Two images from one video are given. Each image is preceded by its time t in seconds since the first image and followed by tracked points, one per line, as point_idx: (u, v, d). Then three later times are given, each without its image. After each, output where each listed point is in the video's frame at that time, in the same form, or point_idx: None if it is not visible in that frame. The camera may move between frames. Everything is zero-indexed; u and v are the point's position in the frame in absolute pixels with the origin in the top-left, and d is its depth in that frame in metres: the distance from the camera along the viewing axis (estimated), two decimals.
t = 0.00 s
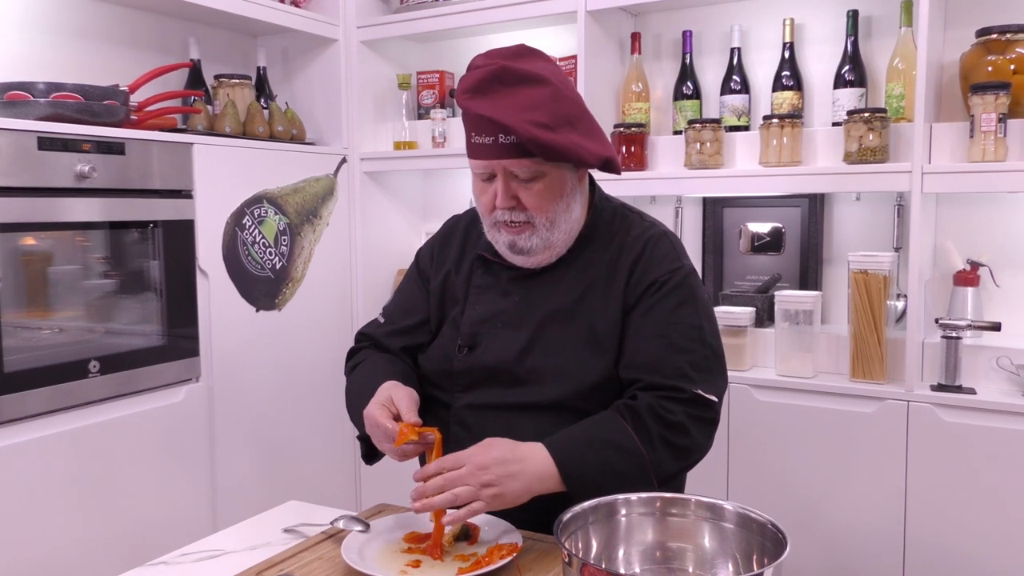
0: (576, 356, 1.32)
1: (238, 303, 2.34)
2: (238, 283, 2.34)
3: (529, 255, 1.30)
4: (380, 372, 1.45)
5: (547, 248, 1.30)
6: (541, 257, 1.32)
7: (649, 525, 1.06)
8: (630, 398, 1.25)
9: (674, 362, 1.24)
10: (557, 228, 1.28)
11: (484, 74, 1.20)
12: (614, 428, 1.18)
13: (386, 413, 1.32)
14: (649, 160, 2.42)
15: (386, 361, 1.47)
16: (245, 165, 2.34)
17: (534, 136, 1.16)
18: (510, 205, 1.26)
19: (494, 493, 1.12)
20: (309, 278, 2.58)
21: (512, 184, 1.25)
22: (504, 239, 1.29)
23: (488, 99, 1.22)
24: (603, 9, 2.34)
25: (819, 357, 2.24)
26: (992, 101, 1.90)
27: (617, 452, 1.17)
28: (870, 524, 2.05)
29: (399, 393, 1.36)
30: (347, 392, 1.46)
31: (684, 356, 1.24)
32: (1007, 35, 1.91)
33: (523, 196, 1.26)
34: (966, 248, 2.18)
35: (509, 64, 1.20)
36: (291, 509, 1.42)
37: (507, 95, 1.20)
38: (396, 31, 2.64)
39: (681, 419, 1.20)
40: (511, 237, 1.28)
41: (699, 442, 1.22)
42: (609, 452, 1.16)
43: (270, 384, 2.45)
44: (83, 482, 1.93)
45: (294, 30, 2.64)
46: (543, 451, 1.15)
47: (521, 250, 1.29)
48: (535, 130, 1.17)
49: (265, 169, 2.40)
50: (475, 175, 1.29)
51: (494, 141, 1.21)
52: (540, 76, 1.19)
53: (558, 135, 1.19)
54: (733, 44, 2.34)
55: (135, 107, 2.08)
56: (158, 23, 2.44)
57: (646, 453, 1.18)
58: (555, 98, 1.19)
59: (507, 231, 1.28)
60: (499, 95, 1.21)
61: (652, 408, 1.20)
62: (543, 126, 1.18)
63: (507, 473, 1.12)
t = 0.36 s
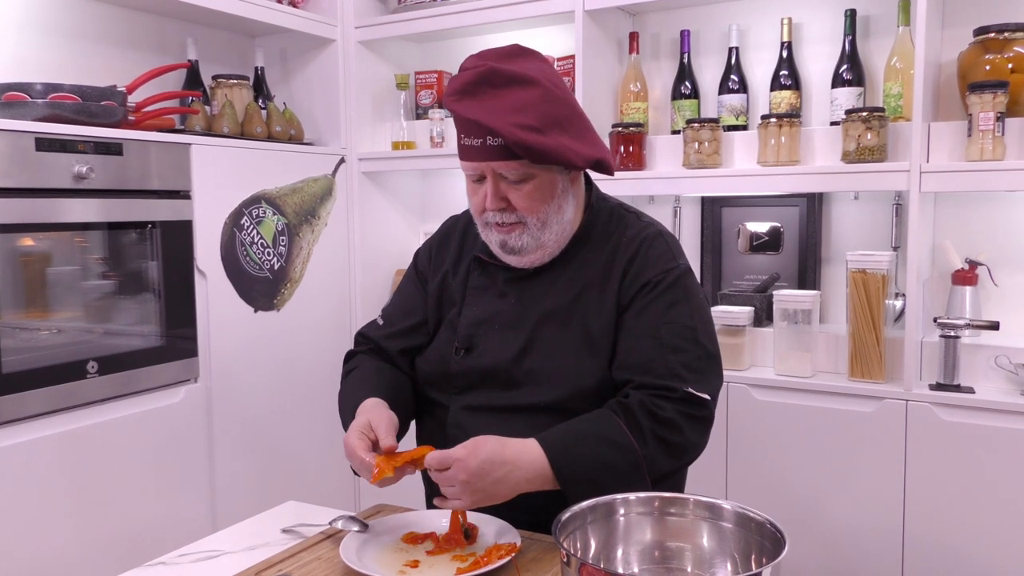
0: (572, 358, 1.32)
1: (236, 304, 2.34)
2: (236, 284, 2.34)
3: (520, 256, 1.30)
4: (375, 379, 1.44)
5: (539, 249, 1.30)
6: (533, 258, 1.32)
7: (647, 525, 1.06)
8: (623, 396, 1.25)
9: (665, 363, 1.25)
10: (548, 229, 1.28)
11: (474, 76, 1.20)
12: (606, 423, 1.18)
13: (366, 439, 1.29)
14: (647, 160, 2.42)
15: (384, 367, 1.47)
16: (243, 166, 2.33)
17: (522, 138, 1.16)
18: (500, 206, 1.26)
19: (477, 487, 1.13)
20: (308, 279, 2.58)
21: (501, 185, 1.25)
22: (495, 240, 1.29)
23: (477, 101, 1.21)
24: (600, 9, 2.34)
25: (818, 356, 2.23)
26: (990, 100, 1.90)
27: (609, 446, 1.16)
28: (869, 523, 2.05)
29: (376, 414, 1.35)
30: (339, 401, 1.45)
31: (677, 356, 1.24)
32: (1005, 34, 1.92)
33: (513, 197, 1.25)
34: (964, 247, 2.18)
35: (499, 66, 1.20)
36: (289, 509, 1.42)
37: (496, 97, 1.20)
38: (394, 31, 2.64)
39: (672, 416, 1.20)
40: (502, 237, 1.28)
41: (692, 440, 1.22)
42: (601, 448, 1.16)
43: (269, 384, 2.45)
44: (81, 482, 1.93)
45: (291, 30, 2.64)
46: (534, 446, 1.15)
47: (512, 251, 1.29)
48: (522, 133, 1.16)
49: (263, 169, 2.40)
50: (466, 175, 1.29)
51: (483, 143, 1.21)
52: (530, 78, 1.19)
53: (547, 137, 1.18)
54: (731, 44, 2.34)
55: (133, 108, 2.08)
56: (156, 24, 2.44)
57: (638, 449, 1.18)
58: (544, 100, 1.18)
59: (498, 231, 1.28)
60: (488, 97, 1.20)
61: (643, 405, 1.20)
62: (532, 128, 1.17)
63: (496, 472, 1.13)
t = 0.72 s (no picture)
0: (568, 358, 1.32)
1: (235, 304, 2.34)
2: (235, 284, 2.34)
3: (508, 256, 1.31)
4: (378, 392, 1.44)
5: (527, 249, 1.30)
6: (521, 258, 1.32)
7: (645, 524, 1.06)
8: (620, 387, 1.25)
9: (663, 357, 1.24)
10: (535, 229, 1.28)
11: (453, 78, 1.20)
12: (602, 411, 1.19)
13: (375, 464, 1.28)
14: (646, 160, 2.42)
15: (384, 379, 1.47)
16: (241, 165, 2.33)
17: (502, 139, 1.16)
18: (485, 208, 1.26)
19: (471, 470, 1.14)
20: (307, 278, 2.58)
21: (486, 187, 1.25)
22: (483, 241, 1.30)
23: (457, 103, 1.21)
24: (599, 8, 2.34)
25: (817, 356, 2.23)
26: (988, 98, 1.90)
27: (607, 434, 1.17)
28: (868, 522, 2.05)
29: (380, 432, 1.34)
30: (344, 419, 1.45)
31: (673, 350, 1.24)
32: (1003, 33, 1.92)
33: (498, 199, 1.25)
34: (963, 246, 2.18)
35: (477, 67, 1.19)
36: (288, 509, 1.42)
37: (475, 99, 1.20)
38: (393, 30, 2.64)
39: (668, 406, 1.20)
40: (490, 239, 1.29)
41: (688, 432, 1.22)
42: (598, 434, 1.17)
43: (268, 384, 2.45)
44: (80, 482, 1.93)
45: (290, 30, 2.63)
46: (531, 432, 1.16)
47: (500, 252, 1.30)
48: (502, 133, 1.16)
49: (262, 169, 2.40)
50: (452, 178, 1.29)
51: (465, 145, 1.21)
52: (508, 78, 1.18)
53: (527, 137, 1.18)
54: (729, 43, 2.34)
55: (132, 107, 2.08)
56: (154, 23, 2.44)
57: (636, 438, 1.19)
58: (523, 99, 1.18)
59: (485, 233, 1.29)
60: (468, 99, 1.20)
61: (640, 395, 1.21)
62: (511, 129, 1.17)
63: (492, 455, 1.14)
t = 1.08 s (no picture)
0: (568, 359, 1.31)
1: (234, 304, 2.34)
2: (235, 284, 2.34)
3: (510, 261, 1.31)
4: (381, 395, 1.44)
5: (527, 252, 1.30)
6: (522, 262, 1.32)
7: (644, 524, 1.06)
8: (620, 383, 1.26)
9: (663, 356, 1.24)
10: (534, 232, 1.28)
11: (446, 84, 1.20)
12: (600, 404, 1.19)
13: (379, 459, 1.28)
14: (646, 159, 2.42)
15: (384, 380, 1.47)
16: (240, 165, 2.33)
17: (497, 144, 1.16)
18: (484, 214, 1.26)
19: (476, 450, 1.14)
20: (306, 278, 2.58)
21: (484, 191, 1.26)
22: (484, 248, 1.29)
23: (451, 108, 1.21)
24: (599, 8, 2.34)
25: (816, 356, 2.23)
26: (988, 98, 1.90)
27: (605, 427, 1.18)
28: (868, 522, 2.05)
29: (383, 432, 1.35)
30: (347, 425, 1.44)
31: (673, 349, 1.24)
32: (1003, 33, 1.92)
33: (496, 202, 1.26)
34: (963, 246, 2.18)
35: (470, 71, 1.19)
36: (288, 509, 1.42)
37: (469, 104, 1.20)
38: (393, 30, 2.64)
39: (669, 403, 1.20)
40: (490, 244, 1.28)
41: (688, 430, 1.22)
42: (595, 427, 1.17)
43: (267, 384, 2.45)
44: (80, 482, 1.93)
45: (289, 30, 2.63)
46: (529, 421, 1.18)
47: (501, 257, 1.30)
48: (497, 139, 1.16)
49: (261, 169, 2.40)
50: (450, 186, 1.29)
51: (461, 150, 1.21)
52: (502, 82, 1.18)
53: (523, 140, 1.18)
54: (729, 43, 2.34)
55: (132, 107, 2.08)
56: (154, 23, 2.44)
57: (634, 432, 1.19)
58: (518, 102, 1.18)
59: (485, 239, 1.29)
60: (462, 104, 1.20)
61: (640, 390, 1.21)
62: (506, 133, 1.17)
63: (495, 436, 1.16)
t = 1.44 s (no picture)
0: (570, 360, 1.31)
1: (233, 304, 2.34)
2: (234, 284, 2.34)
3: (513, 262, 1.31)
4: (384, 391, 1.44)
5: (532, 255, 1.30)
6: (526, 264, 1.32)
7: (643, 524, 1.06)
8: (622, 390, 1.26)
9: (665, 362, 1.24)
10: (540, 235, 1.28)
11: (457, 86, 1.19)
12: (599, 413, 1.20)
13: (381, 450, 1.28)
14: (645, 159, 2.42)
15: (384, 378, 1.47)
16: (239, 165, 2.33)
17: (507, 148, 1.15)
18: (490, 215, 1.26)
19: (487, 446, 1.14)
20: (305, 278, 2.58)
21: (492, 194, 1.26)
22: (488, 247, 1.29)
23: (461, 111, 1.21)
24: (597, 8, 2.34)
25: (815, 355, 2.23)
26: (987, 98, 1.90)
27: (603, 437, 1.18)
28: (867, 522, 2.05)
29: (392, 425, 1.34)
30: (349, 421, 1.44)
31: (675, 356, 1.24)
32: (1002, 32, 1.92)
33: (503, 204, 1.26)
34: (962, 246, 2.18)
35: (481, 74, 1.19)
36: (287, 509, 1.42)
37: (480, 107, 1.20)
38: (391, 31, 2.64)
39: (671, 413, 1.20)
40: (495, 245, 1.28)
41: (689, 438, 1.22)
42: (594, 437, 1.18)
43: (266, 385, 2.45)
44: (79, 482, 1.93)
45: (288, 30, 2.63)
46: (529, 431, 1.18)
47: (505, 258, 1.30)
48: (506, 142, 1.16)
49: (260, 169, 2.40)
50: (457, 184, 1.29)
51: (470, 153, 1.21)
52: (512, 85, 1.18)
53: (533, 145, 1.18)
54: (728, 43, 2.34)
55: (130, 108, 2.08)
56: (152, 24, 2.44)
57: (634, 443, 1.19)
58: (528, 106, 1.18)
59: (490, 239, 1.29)
60: (472, 107, 1.20)
61: (641, 399, 1.21)
62: (517, 137, 1.17)
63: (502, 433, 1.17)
